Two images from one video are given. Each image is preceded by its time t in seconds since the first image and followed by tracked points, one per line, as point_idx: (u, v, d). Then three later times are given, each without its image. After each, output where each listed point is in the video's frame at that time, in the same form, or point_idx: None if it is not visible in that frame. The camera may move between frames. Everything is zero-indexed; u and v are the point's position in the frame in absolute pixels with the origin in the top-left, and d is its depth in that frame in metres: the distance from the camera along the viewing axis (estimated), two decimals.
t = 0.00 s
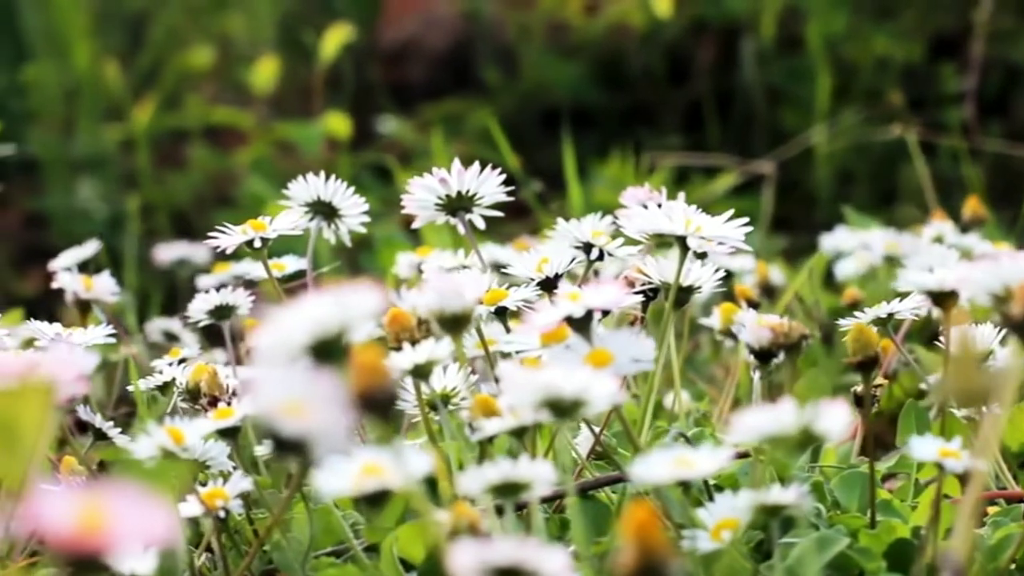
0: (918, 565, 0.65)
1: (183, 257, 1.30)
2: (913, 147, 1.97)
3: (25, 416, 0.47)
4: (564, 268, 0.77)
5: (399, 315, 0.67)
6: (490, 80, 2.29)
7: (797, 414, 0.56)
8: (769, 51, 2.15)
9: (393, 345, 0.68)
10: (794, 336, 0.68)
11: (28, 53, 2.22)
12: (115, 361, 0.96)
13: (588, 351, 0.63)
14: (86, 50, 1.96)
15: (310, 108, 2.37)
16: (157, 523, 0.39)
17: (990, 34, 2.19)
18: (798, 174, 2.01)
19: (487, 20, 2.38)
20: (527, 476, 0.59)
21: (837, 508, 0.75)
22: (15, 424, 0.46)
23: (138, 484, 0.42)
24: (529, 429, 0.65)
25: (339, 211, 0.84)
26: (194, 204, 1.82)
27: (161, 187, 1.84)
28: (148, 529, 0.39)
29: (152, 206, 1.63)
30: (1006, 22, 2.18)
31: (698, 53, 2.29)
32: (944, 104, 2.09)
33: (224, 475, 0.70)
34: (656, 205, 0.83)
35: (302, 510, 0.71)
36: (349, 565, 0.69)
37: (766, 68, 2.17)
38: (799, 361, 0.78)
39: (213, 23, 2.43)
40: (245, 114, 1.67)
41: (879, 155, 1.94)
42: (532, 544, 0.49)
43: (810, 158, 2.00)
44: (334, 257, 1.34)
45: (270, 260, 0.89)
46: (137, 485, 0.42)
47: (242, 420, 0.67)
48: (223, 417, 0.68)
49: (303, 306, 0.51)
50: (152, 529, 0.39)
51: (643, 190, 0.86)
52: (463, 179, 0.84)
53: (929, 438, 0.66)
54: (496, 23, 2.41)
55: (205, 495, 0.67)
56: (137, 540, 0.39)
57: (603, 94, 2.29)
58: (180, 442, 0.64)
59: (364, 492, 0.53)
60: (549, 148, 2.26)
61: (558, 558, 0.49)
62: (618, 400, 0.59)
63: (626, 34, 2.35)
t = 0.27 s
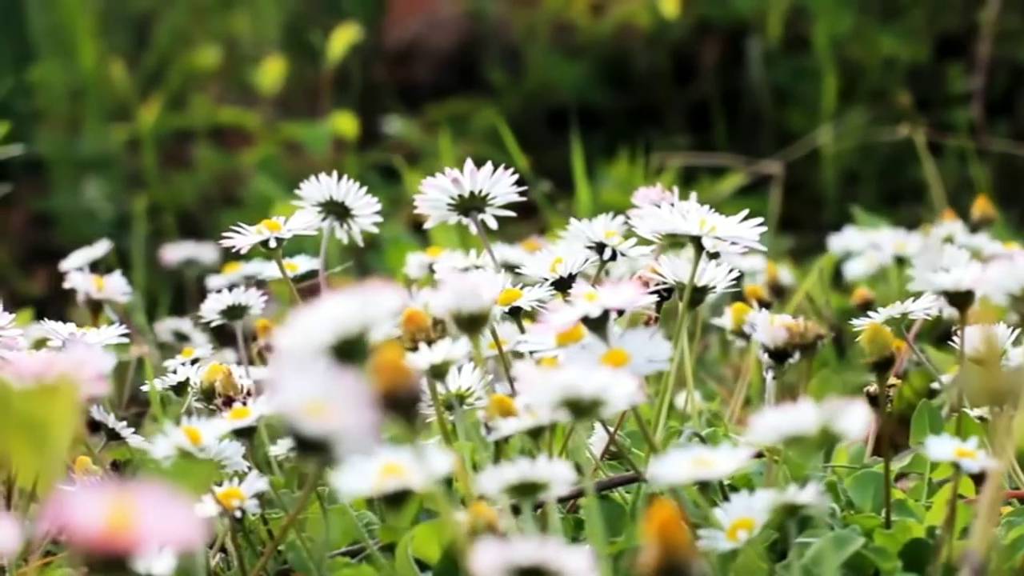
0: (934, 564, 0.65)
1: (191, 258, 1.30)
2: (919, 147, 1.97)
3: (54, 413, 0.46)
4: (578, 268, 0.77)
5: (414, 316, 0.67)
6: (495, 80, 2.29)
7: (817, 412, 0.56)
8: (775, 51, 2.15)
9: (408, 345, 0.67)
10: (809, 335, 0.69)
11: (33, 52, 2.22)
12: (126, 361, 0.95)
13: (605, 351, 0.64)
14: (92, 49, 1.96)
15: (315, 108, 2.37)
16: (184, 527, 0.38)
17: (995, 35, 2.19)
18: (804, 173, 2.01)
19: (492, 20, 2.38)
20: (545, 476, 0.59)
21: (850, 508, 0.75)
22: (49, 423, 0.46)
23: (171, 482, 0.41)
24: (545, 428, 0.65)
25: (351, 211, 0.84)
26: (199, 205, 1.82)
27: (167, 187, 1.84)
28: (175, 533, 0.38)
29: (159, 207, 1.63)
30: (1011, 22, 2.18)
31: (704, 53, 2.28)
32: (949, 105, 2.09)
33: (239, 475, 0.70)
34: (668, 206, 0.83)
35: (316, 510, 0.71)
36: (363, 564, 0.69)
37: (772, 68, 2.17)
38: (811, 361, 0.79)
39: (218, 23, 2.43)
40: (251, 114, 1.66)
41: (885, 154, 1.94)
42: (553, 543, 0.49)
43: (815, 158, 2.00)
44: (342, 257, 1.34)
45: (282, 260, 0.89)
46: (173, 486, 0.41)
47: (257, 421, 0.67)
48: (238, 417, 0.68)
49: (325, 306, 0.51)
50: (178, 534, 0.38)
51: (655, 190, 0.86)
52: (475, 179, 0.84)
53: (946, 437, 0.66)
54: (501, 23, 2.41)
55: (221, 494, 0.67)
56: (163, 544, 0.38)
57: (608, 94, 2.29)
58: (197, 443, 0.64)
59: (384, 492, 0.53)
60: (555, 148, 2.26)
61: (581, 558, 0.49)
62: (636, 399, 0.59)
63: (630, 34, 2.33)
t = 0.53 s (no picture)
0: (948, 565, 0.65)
1: (198, 258, 1.30)
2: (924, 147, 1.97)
3: (79, 411, 0.45)
4: (589, 268, 0.77)
5: (428, 316, 0.67)
6: (500, 80, 2.29)
7: (833, 412, 0.56)
8: (780, 51, 2.15)
9: (423, 345, 0.67)
10: (823, 336, 0.69)
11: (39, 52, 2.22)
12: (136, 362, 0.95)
13: (619, 351, 0.64)
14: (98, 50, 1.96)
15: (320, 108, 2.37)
16: (207, 529, 0.38)
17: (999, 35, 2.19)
18: (809, 174, 2.01)
19: (497, 21, 2.39)
20: (560, 476, 0.59)
21: (862, 508, 0.75)
22: (74, 423, 0.44)
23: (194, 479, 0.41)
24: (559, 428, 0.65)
25: (362, 211, 0.84)
26: (204, 205, 1.82)
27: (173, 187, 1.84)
28: (199, 535, 0.38)
29: (165, 207, 1.63)
30: (1015, 22, 2.18)
31: (708, 53, 2.29)
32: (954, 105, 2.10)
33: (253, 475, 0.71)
34: (678, 207, 0.83)
35: (329, 510, 0.71)
36: (376, 564, 0.69)
37: (776, 68, 2.17)
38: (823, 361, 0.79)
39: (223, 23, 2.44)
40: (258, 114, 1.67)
41: (890, 154, 1.94)
42: (572, 543, 0.49)
43: (820, 158, 2.00)
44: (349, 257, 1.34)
45: (292, 261, 0.89)
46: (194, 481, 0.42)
47: (271, 421, 0.67)
48: (252, 417, 0.68)
49: (344, 306, 0.52)
50: (202, 536, 0.38)
51: (664, 190, 0.86)
52: (486, 180, 0.84)
53: (960, 437, 0.66)
54: (505, 24, 2.41)
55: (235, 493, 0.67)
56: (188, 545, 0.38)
57: (613, 94, 2.29)
58: (211, 442, 0.64)
59: (403, 492, 0.54)
60: (560, 148, 2.26)
61: (600, 557, 0.49)
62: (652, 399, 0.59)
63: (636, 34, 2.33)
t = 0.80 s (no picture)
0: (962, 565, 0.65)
1: (205, 258, 1.30)
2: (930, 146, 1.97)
3: (104, 411, 0.45)
4: (602, 268, 0.77)
5: (442, 316, 0.67)
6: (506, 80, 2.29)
7: (849, 413, 0.56)
8: (786, 51, 2.15)
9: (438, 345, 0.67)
10: (837, 335, 0.69)
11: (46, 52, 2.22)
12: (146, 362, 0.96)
13: (634, 351, 0.64)
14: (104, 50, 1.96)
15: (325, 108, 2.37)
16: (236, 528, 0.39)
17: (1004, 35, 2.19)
18: (815, 174, 2.01)
19: (502, 20, 2.39)
20: (577, 476, 0.59)
21: (875, 508, 0.75)
22: (95, 420, 0.44)
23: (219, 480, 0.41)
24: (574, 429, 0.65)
25: (373, 212, 0.84)
26: (209, 205, 1.82)
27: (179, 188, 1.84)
28: (228, 533, 0.38)
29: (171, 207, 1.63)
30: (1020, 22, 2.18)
31: (713, 53, 2.28)
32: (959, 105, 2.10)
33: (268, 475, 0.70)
34: (690, 206, 0.83)
35: (344, 510, 0.72)
36: (390, 564, 0.69)
37: (782, 67, 2.17)
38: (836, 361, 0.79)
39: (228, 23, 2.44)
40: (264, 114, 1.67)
41: (896, 154, 1.94)
42: (593, 544, 0.49)
43: (826, 157, 2.00)
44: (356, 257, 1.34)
45: (303, 261, 0.89)
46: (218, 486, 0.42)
47: (285, 422, 0.67)
48: (266, 418, 0.68)
49: (363, 306, 0.52)
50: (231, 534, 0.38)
51: (676, 190, 0.87)
52: (498, 180, 0.84)
53: (975, 437, 0.66)
54: (510, 24, 2.41)
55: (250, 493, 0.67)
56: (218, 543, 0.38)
57: (618, 94, 2.29)
58: (227, 442, 0.64)
59: (422, 492, 0.54)
60: (566, 148, 2.25)
61: (620, 556, 0.49)
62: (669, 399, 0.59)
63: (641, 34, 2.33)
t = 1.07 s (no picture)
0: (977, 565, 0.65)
1: (212, 258, 1.30)
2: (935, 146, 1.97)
3: (130, 409, 0.44)
4: (615, 268, 0.77)
5: (457, 317, 0.68)
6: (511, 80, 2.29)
7: (867, 414, 0.56)
8: (791, 51, 2.15)
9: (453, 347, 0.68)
10: (851, 335, 0.69)
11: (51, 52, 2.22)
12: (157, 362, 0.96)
13: (650, 351, 0.64)
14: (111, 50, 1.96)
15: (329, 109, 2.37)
16: (264, 527, 0.39)
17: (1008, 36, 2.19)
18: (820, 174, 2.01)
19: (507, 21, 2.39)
20: (594, 475, 0.59)
21: (887, 508, 0.75)
22: (121, 420, 0.43)
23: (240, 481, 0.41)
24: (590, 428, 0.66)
25: (385, 212, 0.84)
26: (215, 205, 1.83)
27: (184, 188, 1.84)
28: (256, 532, 0.39)
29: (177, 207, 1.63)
30: None
31: (719, 53, 2.29)
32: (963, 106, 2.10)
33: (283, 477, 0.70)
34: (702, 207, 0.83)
35: (358, 510, 0.71)
36: (405, 564, 0.69)
37: (787, 68, 2.17)
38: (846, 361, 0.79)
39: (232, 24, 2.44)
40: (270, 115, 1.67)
41: (902, 154, 1.94)
42: (612, 543, 0.49)
43: (831, 158, 2.01)
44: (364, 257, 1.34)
45: (313, 261, 0.90)
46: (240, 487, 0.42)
47: (300, 422, 0.67)
48: (281, 418, 0.68)
49: (384, 307, 0.52)
50: (259, 532, 0.39)
51: (687, 191, 0.87)
52: (509, 180, 0.84)
53: (990, 437, 0.66)
54: (515, 24, 2.41)
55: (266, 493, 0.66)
56: (247, 541, 0.38)
57: (624, 94, 2.29)
58: (243, 442, 0.64)
59: (441, 492, 0.54)
60: (571, 149, 2.25)
61: (641, 557, 0.49)
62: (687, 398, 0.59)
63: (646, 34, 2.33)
